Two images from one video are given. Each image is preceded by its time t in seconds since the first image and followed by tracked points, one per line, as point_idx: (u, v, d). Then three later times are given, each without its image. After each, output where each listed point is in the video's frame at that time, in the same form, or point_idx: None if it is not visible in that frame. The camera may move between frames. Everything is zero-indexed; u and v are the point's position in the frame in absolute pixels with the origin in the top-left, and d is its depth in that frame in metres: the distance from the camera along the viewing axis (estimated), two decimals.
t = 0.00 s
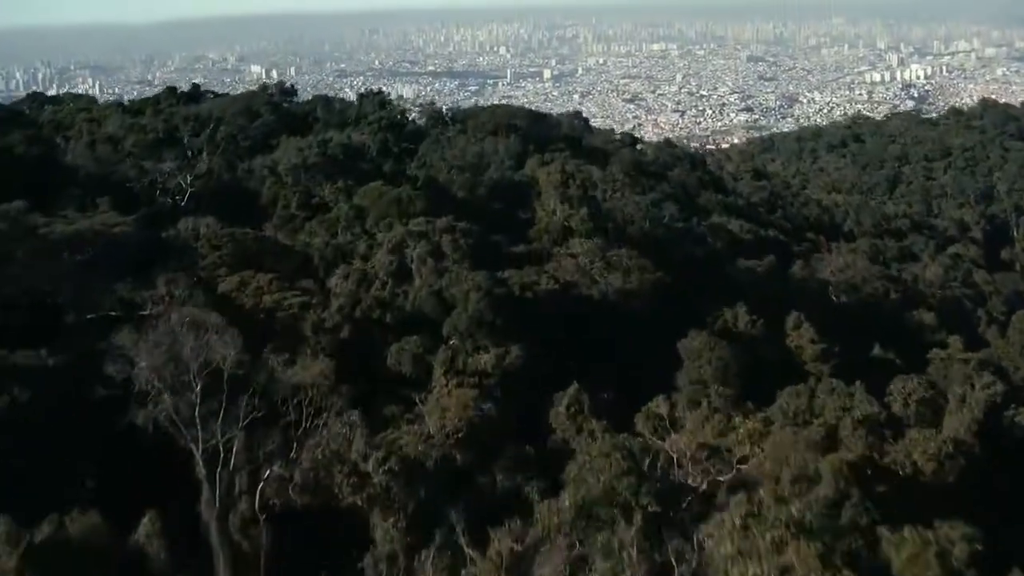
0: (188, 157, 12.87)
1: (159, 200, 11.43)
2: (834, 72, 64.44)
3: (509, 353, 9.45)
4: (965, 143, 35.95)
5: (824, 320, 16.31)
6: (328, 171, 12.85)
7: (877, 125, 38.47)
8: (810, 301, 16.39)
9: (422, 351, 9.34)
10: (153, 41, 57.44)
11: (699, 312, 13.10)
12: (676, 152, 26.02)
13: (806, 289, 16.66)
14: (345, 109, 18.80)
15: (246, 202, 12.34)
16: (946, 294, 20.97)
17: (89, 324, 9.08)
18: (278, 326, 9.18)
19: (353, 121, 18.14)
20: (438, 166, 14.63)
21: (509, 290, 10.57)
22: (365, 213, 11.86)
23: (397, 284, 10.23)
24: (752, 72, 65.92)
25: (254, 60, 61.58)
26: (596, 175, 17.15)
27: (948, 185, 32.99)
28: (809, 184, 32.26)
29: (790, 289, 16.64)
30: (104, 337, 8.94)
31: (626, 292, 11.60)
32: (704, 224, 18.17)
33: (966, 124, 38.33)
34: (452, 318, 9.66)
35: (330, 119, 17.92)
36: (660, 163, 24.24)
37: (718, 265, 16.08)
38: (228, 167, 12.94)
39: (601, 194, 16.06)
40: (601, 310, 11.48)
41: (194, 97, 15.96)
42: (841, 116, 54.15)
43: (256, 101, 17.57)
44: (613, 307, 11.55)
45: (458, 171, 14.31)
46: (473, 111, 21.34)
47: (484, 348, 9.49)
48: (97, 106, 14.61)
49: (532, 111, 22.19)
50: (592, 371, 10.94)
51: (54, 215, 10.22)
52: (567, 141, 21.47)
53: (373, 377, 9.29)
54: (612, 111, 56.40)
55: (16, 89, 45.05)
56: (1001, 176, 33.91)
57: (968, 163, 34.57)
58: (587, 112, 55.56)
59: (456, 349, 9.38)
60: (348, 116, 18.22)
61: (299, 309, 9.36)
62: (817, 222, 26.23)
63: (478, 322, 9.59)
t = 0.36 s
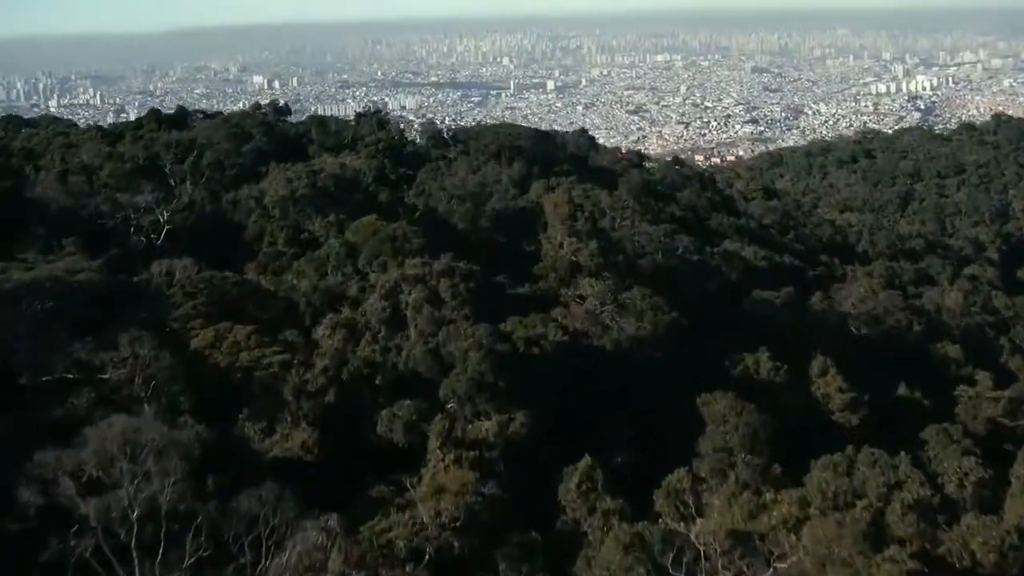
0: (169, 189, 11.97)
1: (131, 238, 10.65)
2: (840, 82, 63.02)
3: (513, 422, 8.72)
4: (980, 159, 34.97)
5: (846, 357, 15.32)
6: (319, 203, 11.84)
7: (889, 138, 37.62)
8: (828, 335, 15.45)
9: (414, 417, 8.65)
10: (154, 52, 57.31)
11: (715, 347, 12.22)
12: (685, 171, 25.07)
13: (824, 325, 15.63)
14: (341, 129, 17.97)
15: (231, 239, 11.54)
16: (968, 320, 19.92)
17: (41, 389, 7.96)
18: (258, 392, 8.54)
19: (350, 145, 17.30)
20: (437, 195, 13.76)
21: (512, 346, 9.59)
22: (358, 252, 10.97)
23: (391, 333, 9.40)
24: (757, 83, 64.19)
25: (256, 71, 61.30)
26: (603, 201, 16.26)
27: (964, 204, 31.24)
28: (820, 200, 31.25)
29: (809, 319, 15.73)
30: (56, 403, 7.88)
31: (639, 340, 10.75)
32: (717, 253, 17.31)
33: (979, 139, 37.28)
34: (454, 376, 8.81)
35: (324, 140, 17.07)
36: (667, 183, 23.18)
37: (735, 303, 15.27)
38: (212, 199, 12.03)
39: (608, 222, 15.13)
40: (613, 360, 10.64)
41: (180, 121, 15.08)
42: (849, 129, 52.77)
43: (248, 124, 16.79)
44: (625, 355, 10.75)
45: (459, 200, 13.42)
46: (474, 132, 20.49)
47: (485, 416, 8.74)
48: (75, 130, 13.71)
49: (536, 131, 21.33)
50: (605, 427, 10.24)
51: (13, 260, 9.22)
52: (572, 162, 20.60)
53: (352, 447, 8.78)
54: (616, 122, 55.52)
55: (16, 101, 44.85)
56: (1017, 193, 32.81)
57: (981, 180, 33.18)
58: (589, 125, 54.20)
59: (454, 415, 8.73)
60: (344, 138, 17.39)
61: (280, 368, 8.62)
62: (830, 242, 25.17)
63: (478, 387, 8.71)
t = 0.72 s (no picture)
0: (145, 219, 11.15)
1: (99, 279, 9.90)
2: (847, 90, 61.41)
3: (516, 502, 7.55)
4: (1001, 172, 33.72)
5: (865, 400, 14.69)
6: (309, 231, 10.92)
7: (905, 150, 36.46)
8: (849, 377, 14.69)
9: (402, 493, 7.53)
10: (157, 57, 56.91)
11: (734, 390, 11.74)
12: (697, 188, 24.07)
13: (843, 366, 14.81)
14: (338, 146, 17.09)
15: (214, 272, 10.75)
16: (997, 348, 18.77)
17: None
18: (230, 463, 7.54)
19: (346, 164, 16.39)
20: (437, 224, 12.89)
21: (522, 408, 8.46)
22: (349, 290, 10.08)
23: (383, 384, 8.48)
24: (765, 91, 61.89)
25: (258, 76, 60.70)
26: (612, 225, 15.31)
27: (984, 216, 29.27)
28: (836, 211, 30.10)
29: (834, 352, 15.08)
30: None
31: (657, 391, 9.73)
32: (732, 278, 16.43)
33: (998, 152, 36.07)
34: (450, 448, 7.65)
35: (319, 158, 16.18)
36: (678, 200, 22.15)
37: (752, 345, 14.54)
38: (193, 230, 11.22)
39: (619, 250, 14.20)
40: (629, 413, 9.54)
41: (165, 141, 14.23)
42: (859, 138, 51.22)
43: (240, 142, 15.98)
44: (642, 408, 9.66)
45: (461, 229, 12.54)
46: (478, 149, 19.57)
47: (486, 493, 7.60)
48: (50, 150, 12.87)
49: (542, 147, 20.38)
50: (620, 486, 9.18)
51: None
52: (580, 179, 19.63)
53: (335, 519, 7.84)
54: (622, 130, 54.08)
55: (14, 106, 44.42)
56: None
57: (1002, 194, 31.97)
58: (592, 133, 52.87)
59: (449, 492, 7.61)
60: (339, 156, 16.51)
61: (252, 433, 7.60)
62: (847, 259, 23.99)
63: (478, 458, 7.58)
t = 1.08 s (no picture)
0: (117, 249, 10.29)
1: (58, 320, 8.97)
2: (855, 96, 59.05)
3: None
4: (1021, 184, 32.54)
5: (893, 436, 13.67)
6: (295, 267, 10.07)
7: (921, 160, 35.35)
8: (875, 415, 13.62)
9: None
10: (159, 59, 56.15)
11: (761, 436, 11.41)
12: (710, 203, 23.05)
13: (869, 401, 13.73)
14: (334, 162, 16.20)
15: (190, 309, 9.93)
16: None
17: None
18: (192, 550, 6.63)
19: (341, 182, 15.46)
20: (435, 253, 12.00)
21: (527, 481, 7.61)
22: (337, 330, 9.25)
23: (371, 446, 7.65)
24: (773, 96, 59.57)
25: (261, 80, 59.82)
26: (622, 249, 14.41)
27: (1003, 230, 27.96)
28: (852, 223, 28.91)
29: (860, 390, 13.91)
30: None
31: (676, 449, 8.92)
32: (749, 305, 15.57)
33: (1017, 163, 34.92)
34: (443, 536, 6.81)
35: (312, 174, 15.27)
36: (690, 216, 21.14)
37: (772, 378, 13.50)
38: (169, 262, 10.37)
39: (629, 279, 13.33)
40: (647, 477, 8.55)
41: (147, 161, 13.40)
42: (869, 145, 49.54)
43: (230, 158, 15.10)
44: (659, 467, 8.75)
45: (463, 258, 11.70)
46: (482, 163, 18.68)
47: None
48: (22, 171, 12.04)
49: (548, 160, 19.45)
50: (635, 552, 8.25)
51: None
52: (587, 196, 18.68)
53: None
54: (628, 136, 52.35)
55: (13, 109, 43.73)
56: None
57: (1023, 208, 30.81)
58: (597, 140, 51.47)
59: None
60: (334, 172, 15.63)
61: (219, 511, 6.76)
62: (863, 278, 22.71)
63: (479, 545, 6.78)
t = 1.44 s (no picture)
0: (85, 287, 9.62)
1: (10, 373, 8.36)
2: (865, 104, 56.43)
3: None
4: None
5: (924, 476, 12.78)
6: (278, 309, 9.19)
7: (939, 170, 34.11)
8: (905, 455, 12.65)
9: None
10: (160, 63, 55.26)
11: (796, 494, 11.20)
12: (724, 217, 21.95)
13: (897, 440, 12.73)
14: (328, 179, 15.29)
15: (165, 346, 9.24)
16: None
17: None
18: None
19: (335, 204, 14.55)
20: (433, 286, 11.15)
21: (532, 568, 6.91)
22: (322, 380, 8.46)
23: (356, 520, 7.19)
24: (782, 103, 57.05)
25: (263, 83, 58.84)
26: (632, 275, 13.45)
27: None
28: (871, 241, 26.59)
29: (890, 427, 12.92)
30: None
31: (700, 518, 8.13)
32: (768, 334, 14.64)
33: None
34: None
35: (304, 194, 14.37)
36: (702, 233, 20.12)
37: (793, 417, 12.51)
38: (141, 297, 9.62)
39: (642, 310, 12.44)
40: (665, 556, 7.77)
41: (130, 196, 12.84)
42: (879, 154, 46.65)
43: (218, 176, 14.21)
44: (680, 540, 7.98)
45: (463, 293, 10.78)
46: (483, 181, 17.61)
47: None
48: None
49: (554, 177, 18.51)
50: None
51: None
52: (595, 214, 17.73)
53: None
54: (634, 143, 50.56)
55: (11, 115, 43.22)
56: None
57: None
58: (602, 147, 49.99)
59: None
60: (326, 191, 14.71)
61: None
62: (879, 298, 21.10)
63: None
